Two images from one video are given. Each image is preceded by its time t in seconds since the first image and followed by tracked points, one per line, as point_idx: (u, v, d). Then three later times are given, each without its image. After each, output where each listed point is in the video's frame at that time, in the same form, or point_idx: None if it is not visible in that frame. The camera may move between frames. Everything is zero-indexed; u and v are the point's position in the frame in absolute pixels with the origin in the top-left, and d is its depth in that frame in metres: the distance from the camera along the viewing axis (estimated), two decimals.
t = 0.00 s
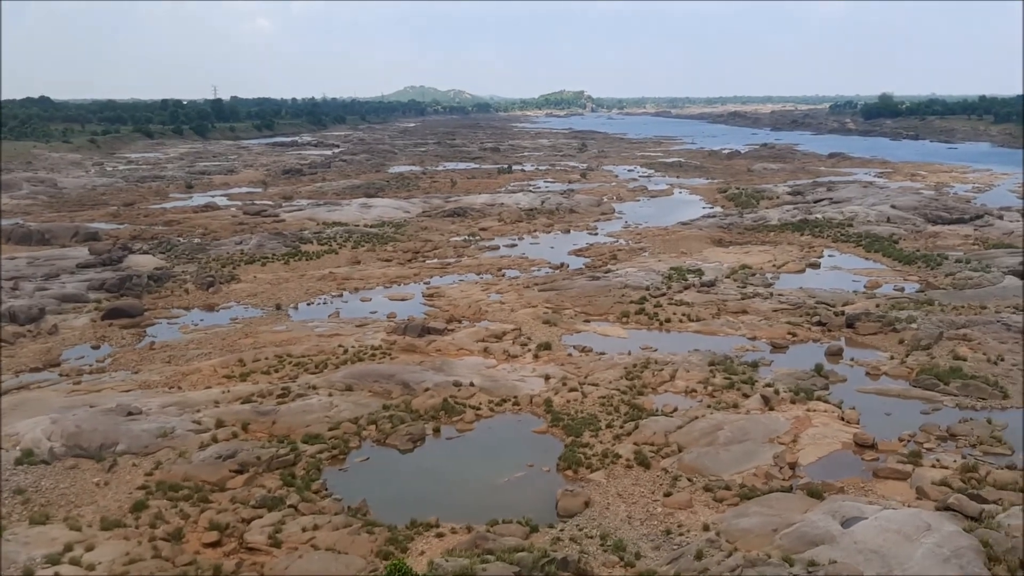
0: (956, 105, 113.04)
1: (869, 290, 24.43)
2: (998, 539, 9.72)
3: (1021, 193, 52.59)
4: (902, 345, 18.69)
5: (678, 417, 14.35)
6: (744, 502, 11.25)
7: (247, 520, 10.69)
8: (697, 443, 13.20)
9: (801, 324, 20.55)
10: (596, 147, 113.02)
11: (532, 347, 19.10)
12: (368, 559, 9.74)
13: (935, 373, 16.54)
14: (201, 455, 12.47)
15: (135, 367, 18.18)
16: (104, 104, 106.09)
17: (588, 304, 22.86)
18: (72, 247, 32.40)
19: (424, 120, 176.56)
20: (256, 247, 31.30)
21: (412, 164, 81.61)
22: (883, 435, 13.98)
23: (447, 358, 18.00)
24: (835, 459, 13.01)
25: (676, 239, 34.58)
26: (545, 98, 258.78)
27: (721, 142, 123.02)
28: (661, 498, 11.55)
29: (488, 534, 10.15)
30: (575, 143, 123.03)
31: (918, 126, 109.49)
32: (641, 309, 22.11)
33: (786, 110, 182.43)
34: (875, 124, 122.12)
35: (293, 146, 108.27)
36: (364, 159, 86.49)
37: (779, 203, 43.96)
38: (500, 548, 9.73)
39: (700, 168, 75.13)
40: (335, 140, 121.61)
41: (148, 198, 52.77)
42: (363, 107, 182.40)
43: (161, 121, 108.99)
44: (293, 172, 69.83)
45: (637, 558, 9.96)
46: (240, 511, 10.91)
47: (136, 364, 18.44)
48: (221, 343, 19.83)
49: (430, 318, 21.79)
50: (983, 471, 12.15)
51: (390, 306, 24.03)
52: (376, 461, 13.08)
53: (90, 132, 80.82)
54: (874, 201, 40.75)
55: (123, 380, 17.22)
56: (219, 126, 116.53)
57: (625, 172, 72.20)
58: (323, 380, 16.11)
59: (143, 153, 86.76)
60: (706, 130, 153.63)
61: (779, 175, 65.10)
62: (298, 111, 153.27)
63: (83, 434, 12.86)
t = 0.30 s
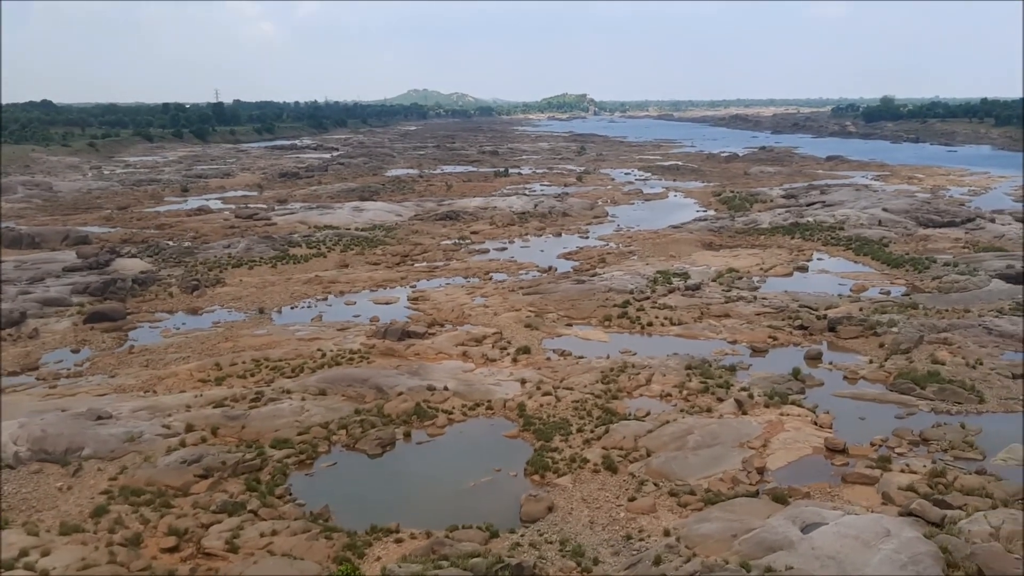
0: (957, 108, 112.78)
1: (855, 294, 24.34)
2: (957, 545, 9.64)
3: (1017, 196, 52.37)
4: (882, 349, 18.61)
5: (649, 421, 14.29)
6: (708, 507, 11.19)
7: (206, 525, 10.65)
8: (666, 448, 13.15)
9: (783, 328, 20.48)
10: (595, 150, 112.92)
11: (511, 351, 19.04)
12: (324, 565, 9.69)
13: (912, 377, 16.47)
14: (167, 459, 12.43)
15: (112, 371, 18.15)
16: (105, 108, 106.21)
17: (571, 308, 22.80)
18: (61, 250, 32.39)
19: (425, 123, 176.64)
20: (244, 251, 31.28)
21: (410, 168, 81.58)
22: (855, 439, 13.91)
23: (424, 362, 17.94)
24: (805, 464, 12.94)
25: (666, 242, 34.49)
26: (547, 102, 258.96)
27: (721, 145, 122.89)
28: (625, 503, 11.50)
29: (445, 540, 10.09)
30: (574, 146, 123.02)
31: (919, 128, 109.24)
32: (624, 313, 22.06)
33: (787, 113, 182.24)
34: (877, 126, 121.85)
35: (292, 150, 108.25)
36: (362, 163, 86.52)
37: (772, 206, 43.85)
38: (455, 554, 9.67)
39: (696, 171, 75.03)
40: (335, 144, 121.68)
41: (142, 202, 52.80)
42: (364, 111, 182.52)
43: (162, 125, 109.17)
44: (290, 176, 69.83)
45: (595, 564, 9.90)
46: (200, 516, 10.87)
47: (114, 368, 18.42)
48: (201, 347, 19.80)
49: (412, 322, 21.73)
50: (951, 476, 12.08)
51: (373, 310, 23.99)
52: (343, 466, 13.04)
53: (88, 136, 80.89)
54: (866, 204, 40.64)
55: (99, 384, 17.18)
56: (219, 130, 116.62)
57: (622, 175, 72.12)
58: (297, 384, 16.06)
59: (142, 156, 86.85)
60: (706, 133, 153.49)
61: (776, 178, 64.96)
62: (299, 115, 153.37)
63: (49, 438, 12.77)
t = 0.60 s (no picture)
0: (959, 107, 112.47)
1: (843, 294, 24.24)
2: (920, 549, 9.55)
3: (1014, 196, 52.17)
4: (864, 350, 18.54)
5: (624, 422, 14.25)
6: (674, 509, 11.15)
7: (169, 527, 10.60)
8: (638, 449, 13.12)
9: (767, 328, 20.41)
10: (595, 150, 112.81)
11: (493, 351, 18.98)
12: (283, 567, 9.64)
13: (891, 378, 16.40)
14: (135, 461, 12.40)
15: (92, 372, 18.12)
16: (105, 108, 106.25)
17: (556, 309, 22.77)
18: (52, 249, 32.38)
19: (426, 123, 176.64)
20: (234, 251, 31.24)
21: (408, 168, 81.52)
22: (829, 441, 13.84)
23: (404, 363, 17.90)
24: (777, 465, 12.89)
25: (658, 242, 34.41)
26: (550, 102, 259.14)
27: (722, 146, 122.71)
28: (593, 504, 11.45)
29: (407, 541, 10.03)
30: (575, 146, 122.97)
31: (920, 128, 109.01)
32: (609, 314, 22.02)
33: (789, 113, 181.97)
34: (879, 127, 121.55)
35: (292, 150, 108.27)
36: (361, 163, 86.51)
37: (767, 206, 43.75)
38: (414, 556, 9.63)
39: (695, 172, 74.90)
40: (335, 144, 121.69)
41: (138, 202, 52.80)
42: (366, 111, 182.53)
43: (163, 125, 109.31)
44: (287, 176, 69.81)
45: (556, 566, 9.84)
46: (164, 518, 10.83)
47: (94, 368, 18.38)
48: (183, 348, 19.76)
49: (396, 322, 21.68)
50: (922, 478, 12.03)
51: (359, 310, 23.95)
52: (313, 468, 13.00)
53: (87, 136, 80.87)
54: (860, 204, 40.54)
55: (77, 384, 17.14)
56: (220, 130, 116.68)
57: (620, 175, 72.00)
58: (274, 385, 16.02)
59: (142, 156, 86.81)
60: (707, 133, 153.24)
61: (774, 178, 64.83)
62: (300, 115, 153.38)
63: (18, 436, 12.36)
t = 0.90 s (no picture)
0: (963, 108, 112.09)
1: (833, 295, 24.17)
2: (884, 552, 9.49)
3: (1013, 197, 51.95)
4: (849, 351, 18.48)
5: (600, 424, 14.22)
6: (643, 511, 11.10)
7: (135, 529, 10.57)
8: (611, 451, 13.08)
9: (754, 330, 20.35)
10: (597, 151, 112.74)
11: (477, 352, 18.96)
12: (244, 568, 9.61)
13: (873, 380, 16.33)
14: (108, 463, 12.37)
15: (75, 373, 18.14)
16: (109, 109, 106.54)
17: (544, 310, 22.74)
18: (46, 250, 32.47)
19: (431, 124, 176.69)
20: (226, 252, 31.30)
21: (409, 169, 81.60)
22: (805, 444, 13.77)
23: (387, 364, 17.88)
24: (752, 468, 12.83)
25: (652, 243, 34.38)
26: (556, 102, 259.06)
27: (725, 147, 122.50)
28: (562, 506, 11.41)
29: (369, 544, 10.01)
30: (577, 146, 122.92)
31: (924, 129, 108.68)
32: (596, 315, 21.98)
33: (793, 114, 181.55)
34: (883, 127, 121.22)
35: (295, 151, 108.45)
36: (363, 163, 86.57)
37: (763, 207, 43.68)
38: (375, 559, 9.60)
39: (695, 172, 74.81)
40: (338, 145, 121.87)
41: (138, 203, 52.93)
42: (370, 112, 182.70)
43: (166, 126, 109.53)
44: (288, 177, 69.92)
45: (519, 569, 9.79)
46: (131, 520, 10.80)
47: (77, 370, 18.40)
48: (168, 349, 19.77)
49: (383, 323, 21.68)
50: (895, 481, 11.95)
51: (347, 312, 23.94)
52: (287, 470, 12.99)
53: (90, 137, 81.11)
54: (857, 205, 40.44)
55: (59, 385, 17.16)
56: (224, 131, 116.91)
57: (620, 176, 72.00)
58: (254, 387, 16.02)
59: (145, 157, 87.02)
60: (711, 133, 152.97)
61: (773, 179, 64.73)
62: (304, 116, 153.57)
63: None
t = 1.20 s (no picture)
0: (963, 112, 111.89)
1: (819, 299, 24.12)
2: (844, 557, 9.44)
3: (1010, 201, 51.82)
4: (829, 355, 18.44)
5: (573, 428, 14.20)
6: (608, 516, 11.07)
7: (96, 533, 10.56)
8: (582, 455, 13.06)
9: (736, 334, 20.31)
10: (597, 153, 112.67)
11: (458, 356, 18.94)
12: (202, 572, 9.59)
13: (851, 384, 16.28)
14: (76, 466, 12.37)
15: (55, 375, 18.14)
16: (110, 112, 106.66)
17: (529, 314, 22.71)
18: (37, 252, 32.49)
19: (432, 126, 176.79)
20: (216, 255, 31.30)
21: (408, 172, 81.57)
22: (778, 448, 13.74)
23: (366, 368, 17.87)
24: (722, 472, 12.80)
25: (643, 246, 34.35)
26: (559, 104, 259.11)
27: (725, 150, 122.41)
28: (527, 511, 11.39)
29: (329, 549, 9.99)
30: (577, 149, 122.88)
31: (925, 132, 108.49)
32: (580, 318, 21.95)
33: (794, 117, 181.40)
34: (884, 130, 121.03)
35: (295, 153, 108.54)
36: (362, 166, 86.60)
37: (758, 211, 43.60)
38: (333, 564, 9.57)
39: (693, 176, 74.75)
40: (339, 147, 121.92)
41: (134, 206, 52.98)
42: (372, 114, 182.81)
43: (167, 128, 109.71)
44: (285, 180, 69.96)
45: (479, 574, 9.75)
46: (94, 523, 10.79)
47: (57, 372, 18.40)
48: (150, 352, 19.77)
49: (366, 326, 21.66)
50: (863, 486, 11.92)
51: (332, 314, 23.92)
52: (257, 474, 12.96)
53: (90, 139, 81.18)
54: (850, 209, 40.38)
55: (37, 388, 17.16)
56: (225, 133, 117.05)
57: (618, 179, 71.98)
58: (230, 390, 16.02)
59: (145, 159, 87.12)
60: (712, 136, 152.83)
61: (771, 182, 64.65)
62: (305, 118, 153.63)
63: None
